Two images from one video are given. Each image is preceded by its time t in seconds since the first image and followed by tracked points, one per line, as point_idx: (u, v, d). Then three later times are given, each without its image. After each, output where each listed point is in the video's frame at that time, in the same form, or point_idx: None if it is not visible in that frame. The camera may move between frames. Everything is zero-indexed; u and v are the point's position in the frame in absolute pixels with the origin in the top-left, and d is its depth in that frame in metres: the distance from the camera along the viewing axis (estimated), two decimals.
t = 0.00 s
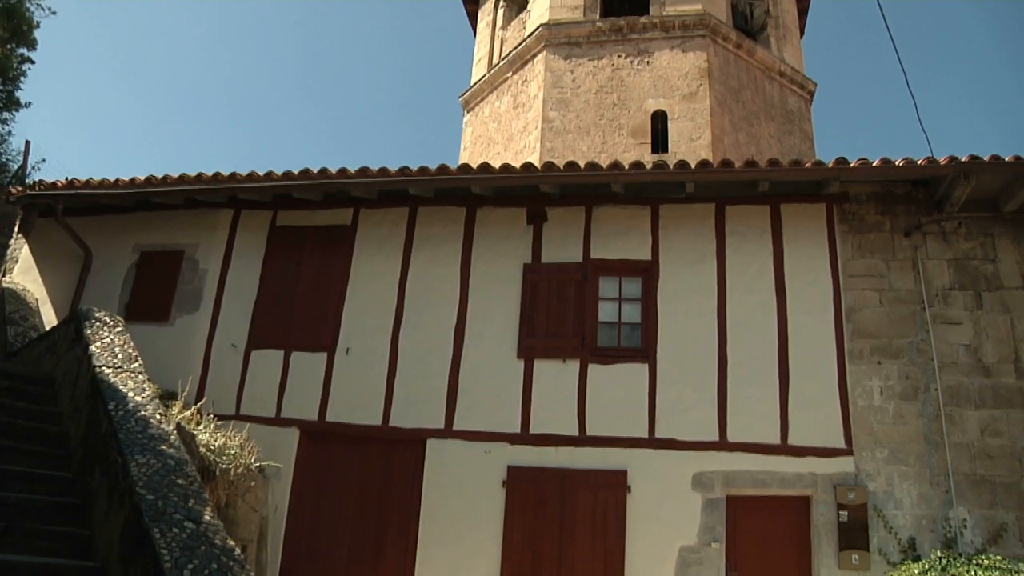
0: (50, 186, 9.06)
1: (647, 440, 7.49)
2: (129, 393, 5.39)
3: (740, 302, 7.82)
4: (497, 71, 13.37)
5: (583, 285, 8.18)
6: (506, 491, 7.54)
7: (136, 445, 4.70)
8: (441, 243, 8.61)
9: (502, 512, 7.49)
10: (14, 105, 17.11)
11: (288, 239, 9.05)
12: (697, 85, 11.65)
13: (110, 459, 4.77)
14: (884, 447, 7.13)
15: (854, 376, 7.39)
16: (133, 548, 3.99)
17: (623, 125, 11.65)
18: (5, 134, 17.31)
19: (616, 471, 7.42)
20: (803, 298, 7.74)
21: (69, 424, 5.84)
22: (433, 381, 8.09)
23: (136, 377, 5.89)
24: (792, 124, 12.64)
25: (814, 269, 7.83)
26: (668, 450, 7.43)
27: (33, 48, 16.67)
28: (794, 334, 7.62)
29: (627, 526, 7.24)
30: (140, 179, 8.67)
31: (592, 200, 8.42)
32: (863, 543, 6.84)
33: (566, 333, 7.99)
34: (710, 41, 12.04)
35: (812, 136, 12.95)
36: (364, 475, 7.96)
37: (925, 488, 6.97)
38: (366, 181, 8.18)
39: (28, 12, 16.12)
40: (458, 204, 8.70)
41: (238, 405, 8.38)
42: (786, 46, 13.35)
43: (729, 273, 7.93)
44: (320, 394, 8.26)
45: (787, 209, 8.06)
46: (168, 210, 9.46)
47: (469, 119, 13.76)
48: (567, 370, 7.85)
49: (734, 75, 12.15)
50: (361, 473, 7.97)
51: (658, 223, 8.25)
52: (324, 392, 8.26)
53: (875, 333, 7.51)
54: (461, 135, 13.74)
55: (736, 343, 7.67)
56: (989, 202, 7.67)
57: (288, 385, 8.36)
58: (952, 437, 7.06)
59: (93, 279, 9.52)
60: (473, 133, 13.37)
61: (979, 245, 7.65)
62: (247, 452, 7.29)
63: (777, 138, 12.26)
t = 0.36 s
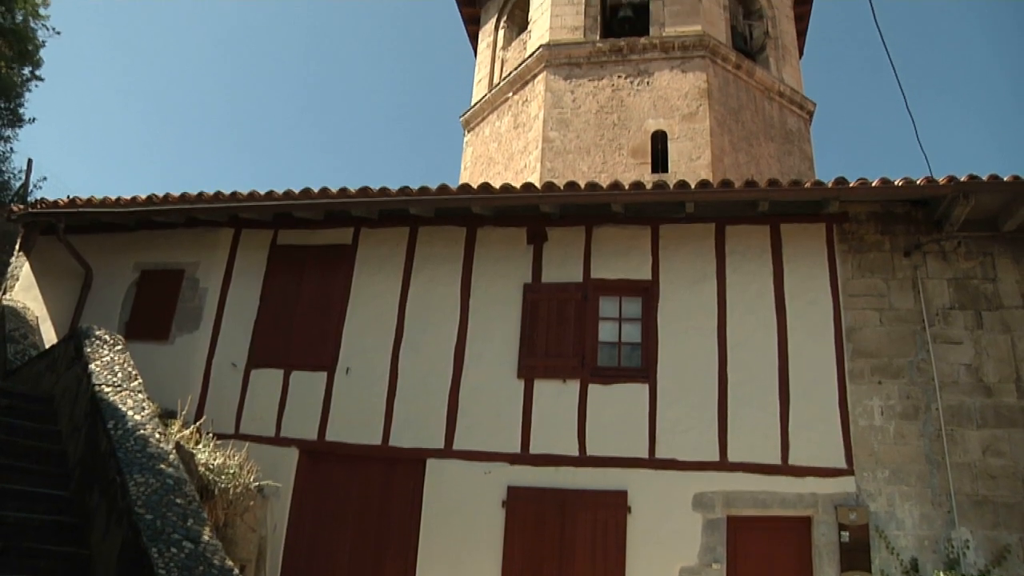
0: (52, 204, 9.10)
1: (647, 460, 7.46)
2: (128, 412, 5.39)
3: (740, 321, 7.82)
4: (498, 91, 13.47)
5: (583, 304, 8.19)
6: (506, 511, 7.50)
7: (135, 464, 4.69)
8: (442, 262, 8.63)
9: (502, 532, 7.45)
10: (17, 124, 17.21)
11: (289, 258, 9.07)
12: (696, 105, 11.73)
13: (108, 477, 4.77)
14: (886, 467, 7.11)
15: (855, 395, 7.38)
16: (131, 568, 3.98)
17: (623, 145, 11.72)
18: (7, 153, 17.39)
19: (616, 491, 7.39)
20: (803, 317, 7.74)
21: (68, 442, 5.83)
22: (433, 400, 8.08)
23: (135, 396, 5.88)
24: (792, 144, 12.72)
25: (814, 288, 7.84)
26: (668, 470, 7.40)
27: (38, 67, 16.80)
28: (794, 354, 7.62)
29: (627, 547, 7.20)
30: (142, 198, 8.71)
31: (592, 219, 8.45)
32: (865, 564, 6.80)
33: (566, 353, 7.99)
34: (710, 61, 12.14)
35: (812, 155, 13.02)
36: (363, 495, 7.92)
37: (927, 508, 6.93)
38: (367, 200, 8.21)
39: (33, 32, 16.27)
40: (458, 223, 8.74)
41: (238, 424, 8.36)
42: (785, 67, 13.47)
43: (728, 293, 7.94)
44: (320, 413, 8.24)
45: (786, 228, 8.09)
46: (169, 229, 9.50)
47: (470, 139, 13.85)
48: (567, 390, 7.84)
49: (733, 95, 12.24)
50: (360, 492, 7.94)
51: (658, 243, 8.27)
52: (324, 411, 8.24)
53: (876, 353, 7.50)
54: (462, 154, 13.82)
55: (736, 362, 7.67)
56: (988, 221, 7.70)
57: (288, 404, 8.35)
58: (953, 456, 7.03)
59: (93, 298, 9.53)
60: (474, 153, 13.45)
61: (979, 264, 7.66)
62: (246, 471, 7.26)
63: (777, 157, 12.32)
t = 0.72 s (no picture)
0: (54, 226, 9.14)
1: (647, 483, 7.43)
2: (127, 434, 5.37)
3: (739, 345, 7.82)
4: (499, 115, 13.57)
5: (583, 327, 8.19)
6: (506, 535, 7.45)
7: (133, 486, 4.67)
8: (442, 285, 8.64)
9: (501, 556, 7.39)
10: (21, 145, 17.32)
11: (290, 281, 9.08)
12: (696, 129, 11.81)
13: (106, 500, 4.75)
14: (887, 490, 7.07)
15: (856, 419, 7.36)
16: None
17: (623, 168, 11.78)
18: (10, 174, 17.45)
19: (616, 515, 7.34)
20: (803, 340, 7.74)
21: (66, 464, 5.81)
22: (433, 422, 8.05)
23: (134, 418, 5.87)
24: (792, 167, 12.80)
25: (814, 311, 7.84)
26: (669, 493, 7.36)
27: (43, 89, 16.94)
28: (795, 377, 7.60)
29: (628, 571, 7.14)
30: (143, 220, 8.75)
31: (592, 243, 8.48)
32: None
33: (566, 376, 7.98)
34: (709, 85, 12.25)
35: (811, 178, 13.09)
36: (362, 518, 7.87)
37: (930, 533, 6.88)
38: (368, 223, 8.25)
39: (39, 54, 16.44)
40: (458, 246, 8.76)
41: (237, 447, 8.32)
42: (784, 91, 13.59)
43: (728, 316, 7.95)
44: (320, 435, 8.22)
45: (786, 252, 8.11)
46: (171, 251, 9.53)
47: (471, 162, 13.93)
48: (567, 413, 7.82)
49: (733, 118, 12.33)
50: (359, 516, 7.89)
51: (658, 266, 8.29)
52: (324, 434, 8.21)
53: (876, 376, 7.49)
54: (463, 177, 13.89)
55: (736, 385, 7.66)
56: (987, 244, 7.72)
57: (287, 427, 8.32)
58: (956, 480, 6.99)
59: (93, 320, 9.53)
60: (475, 176, 13.52)
61: (979, 287, 7.67)
62: (244, 494, 7.22)
63: (777, 181, 12.39)
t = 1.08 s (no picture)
0: (55, 246, 9.16)
1: (648, 507, 7.38)
2: (126, 455, 5.36)
3: (740, 367, 7.82)
4: (499, 138, 13.66)
5: (583, 350, 8.19)
6: (505, 559, 7.39)
7: (131, 509, 4.65)
8: (443, 307, 8.65)
9: None
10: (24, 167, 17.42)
11: (290, 302, 9.09)
12: (696, 152, 11.88)
13: (104, 523, 4.73)
14: (889, 514, 7.02)
15: (857, 441, 7.33)
16: None
17: (623, 192, 11.82)
18: (12, 196, 17.55)
19: (616, 540, 7.29)
20: (803, 363, 7.73)
21: (63, 486, 5.78)
22: (432, 444, 8.03)
23: (133, 440, 5.85)
24: (792, 191, 12.86)
25: (814, 334, 7.85)
26: (669, 517, 7.31)
27: (46, 111, 17.07)
28: (795, 399, 7.59)
29: None
30: (144, 241, 8.77)
31: (593, 265, 8.50)
32: None
33: (566, 399, 7.97)
34: (709, 108, 12.35)
35: (811, 201, 13.14)
36: (361, 542, 7.81)
37: (932, 557, 6.82)
38: (369, 246, 8.28)
39: (44, 77, 16.58)
40: (459, 269, 8.78)
41: (236, 469, 8.29)
42: (783, 114, 13.69)
43: (729, 339, 7.95)
44: (320, 458, 8.18)
45: (785, 274, 8.13)
46: (172, 272, 9.54)
47: (472, 185, 13.99)
48: (567, 437, 7.79)
49: (732, 141, 12.41)
50: (358, 539, 7.83)
51: (659, 289, 8.31)
52: (324, 456, 8.18)
53: (878, 399, 7.47)
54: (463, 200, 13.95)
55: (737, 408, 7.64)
56: (987, 266, 7.74)
57: (286, 450, 8.29)
58: (958, 504, 6.95)
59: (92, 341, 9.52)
60: (475, 199, 13.58)
61: (979, 309, 7.67)
62: (243, 516, 7.18)
63: (776, 203, 12.44)
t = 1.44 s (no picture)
0: (56, 267, 9.18)
1: (648, 530, 7.33)
2: (124, 476, 5.33)
3: (740, 389, 7.81)
4: (499, 160, 13.74)
5: (583, 373, 8.18)
6: None
7: (129, 531, 4.65)
8: (443, 328, 8.66)
9: None
10: (27, 188, 17.50)
11: (290, 323, 9.09)
12: (696, 174, 11.95)
13: (101, 544, 4.72)
14: (891, 537, 6.98)
15: (858, 464, 7.30)
16: None
17: (623, 214, 11.86)
18: (14, 217, 17.64)
19: (617, 563, 7.24)
20: (804, 385, 7.72)
21: (61, 507, 5.76)
22: (432, 466, 7.99)
23: (132, 460, 5.83)
24: (792, 213, 12.90)
25: (814, 356, 7.84)
26: (670, 540, 7.26)
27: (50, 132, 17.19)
28: (796, 421, 7.57)
29: None
30: (145, 261, 8.80)
31: (592, 287, 8.52)
32: None
33: (566, 421, 7.95)
34: (709, 130, 12.44)
35: (811, 223, 13.19)
36: (359, 564, 7.76)
37: None
38: (369, 267, 8.30)
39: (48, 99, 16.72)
40: (459, 290, 8.80)
41: (235, 491, 8.24)
42: (782, 136, 13.79)
43: (729, 361, 7.95)
44: (319, 480, 8.14)
45: (785, 296, 8.14)
46: (172, 292, 9.56)
47: (472, 207, 14.05)
48: (567, 459, 7.76)
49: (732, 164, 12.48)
50: (357, 562, 7.77)
51: (659, 311, 8.32)
52: (323, 478, 8.14)
53: (879, 421, 7.45)
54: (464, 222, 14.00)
55: (737, 431, 7.62)
56: (986, 287, 7.75)
57: (286, 471, 8.25)
58: (961, 527, 6.91)
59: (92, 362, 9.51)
60: (476, 221, 13.63)
61: (979, 331, 7.67)
62: (241, 538, 7.13)
63: (776, 225, 12.48)
